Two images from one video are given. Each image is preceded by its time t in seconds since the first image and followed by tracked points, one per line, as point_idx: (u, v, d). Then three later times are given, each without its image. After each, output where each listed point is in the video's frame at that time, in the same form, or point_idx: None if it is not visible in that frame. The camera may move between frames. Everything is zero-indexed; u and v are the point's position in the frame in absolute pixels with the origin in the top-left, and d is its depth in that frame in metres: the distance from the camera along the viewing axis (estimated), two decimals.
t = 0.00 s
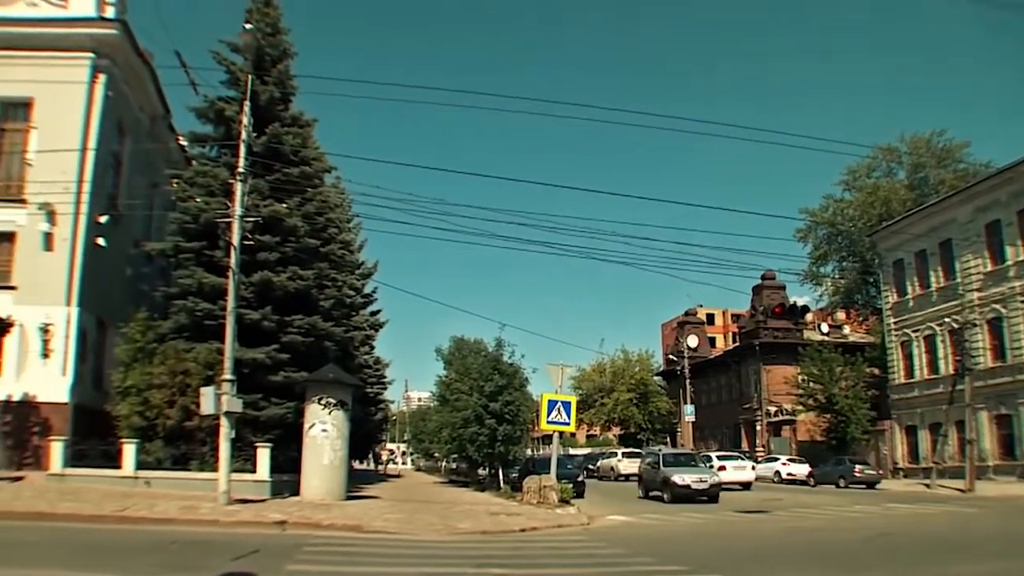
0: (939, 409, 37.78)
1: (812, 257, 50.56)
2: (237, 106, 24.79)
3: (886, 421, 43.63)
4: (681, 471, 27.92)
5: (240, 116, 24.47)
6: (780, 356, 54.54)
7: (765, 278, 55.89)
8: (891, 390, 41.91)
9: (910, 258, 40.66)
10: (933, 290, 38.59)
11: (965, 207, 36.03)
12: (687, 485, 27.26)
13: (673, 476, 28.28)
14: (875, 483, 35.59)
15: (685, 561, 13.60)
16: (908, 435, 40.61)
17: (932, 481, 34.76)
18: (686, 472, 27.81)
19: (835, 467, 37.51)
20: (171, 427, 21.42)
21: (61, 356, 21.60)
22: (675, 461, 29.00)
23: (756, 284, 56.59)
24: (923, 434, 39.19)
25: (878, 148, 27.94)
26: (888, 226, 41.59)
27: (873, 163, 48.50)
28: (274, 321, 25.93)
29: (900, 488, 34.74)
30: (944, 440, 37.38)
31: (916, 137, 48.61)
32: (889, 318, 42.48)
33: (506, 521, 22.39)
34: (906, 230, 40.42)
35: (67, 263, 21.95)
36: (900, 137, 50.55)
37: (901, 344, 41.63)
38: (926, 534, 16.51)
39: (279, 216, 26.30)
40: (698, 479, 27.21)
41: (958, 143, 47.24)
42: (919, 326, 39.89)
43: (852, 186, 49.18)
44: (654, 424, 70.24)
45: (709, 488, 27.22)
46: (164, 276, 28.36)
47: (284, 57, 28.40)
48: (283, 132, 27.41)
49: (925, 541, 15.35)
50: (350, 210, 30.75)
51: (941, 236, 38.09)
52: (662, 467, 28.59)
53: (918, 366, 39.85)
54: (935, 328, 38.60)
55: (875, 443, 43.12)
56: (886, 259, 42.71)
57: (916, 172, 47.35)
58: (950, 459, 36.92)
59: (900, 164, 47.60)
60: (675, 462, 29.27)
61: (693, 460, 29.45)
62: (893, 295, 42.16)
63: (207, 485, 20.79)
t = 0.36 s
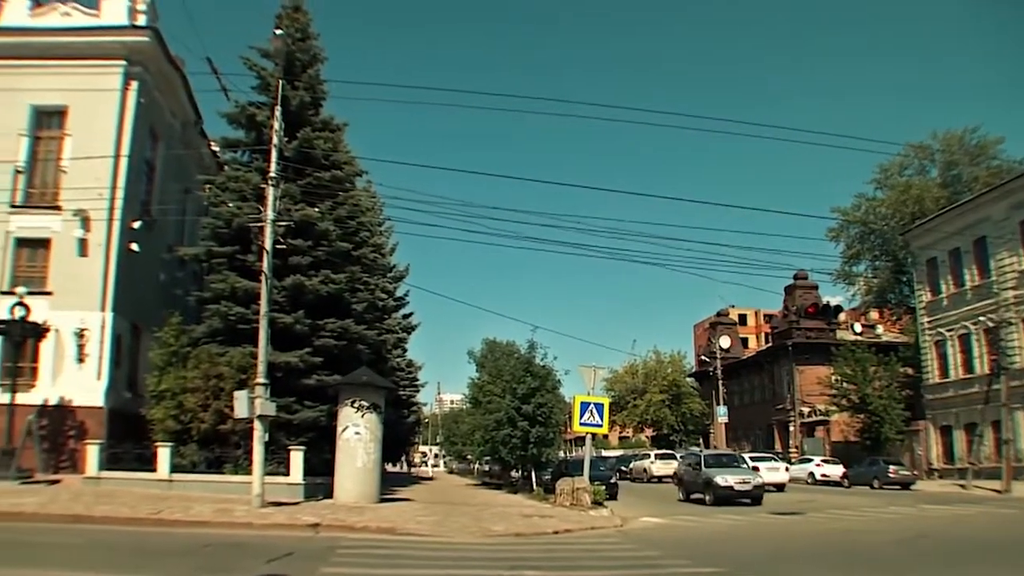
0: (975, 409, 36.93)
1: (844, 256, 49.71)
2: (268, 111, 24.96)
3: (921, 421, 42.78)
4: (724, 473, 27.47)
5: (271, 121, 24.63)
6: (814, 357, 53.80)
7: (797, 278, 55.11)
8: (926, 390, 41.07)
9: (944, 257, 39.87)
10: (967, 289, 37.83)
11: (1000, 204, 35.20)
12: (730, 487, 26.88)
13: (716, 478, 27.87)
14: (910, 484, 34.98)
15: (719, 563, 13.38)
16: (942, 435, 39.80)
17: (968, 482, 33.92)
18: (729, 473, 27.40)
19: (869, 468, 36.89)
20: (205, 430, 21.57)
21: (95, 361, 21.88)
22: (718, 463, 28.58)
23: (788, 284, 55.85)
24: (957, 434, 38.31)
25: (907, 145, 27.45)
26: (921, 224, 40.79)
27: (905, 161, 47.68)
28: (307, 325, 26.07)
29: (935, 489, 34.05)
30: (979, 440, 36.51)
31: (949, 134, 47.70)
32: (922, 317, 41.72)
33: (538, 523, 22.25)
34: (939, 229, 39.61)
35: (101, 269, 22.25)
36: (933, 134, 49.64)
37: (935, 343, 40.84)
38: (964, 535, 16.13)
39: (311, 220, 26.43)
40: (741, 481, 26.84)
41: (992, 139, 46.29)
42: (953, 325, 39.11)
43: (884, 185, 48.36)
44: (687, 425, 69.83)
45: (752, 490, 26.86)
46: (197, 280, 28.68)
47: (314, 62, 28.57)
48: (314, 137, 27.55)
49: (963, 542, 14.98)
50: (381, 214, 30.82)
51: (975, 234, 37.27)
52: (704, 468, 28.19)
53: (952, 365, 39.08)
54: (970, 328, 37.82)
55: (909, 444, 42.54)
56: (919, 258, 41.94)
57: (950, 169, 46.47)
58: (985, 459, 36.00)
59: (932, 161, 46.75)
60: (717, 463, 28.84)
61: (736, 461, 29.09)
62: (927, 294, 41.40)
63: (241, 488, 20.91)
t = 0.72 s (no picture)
0: (1010, 410, 36.09)
1: (875, 256, 48.82)
2: (298, 116, 25.09)
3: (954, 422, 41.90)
4: (761, 474, 27.10)
5: (301, 126, 24.77)
6: (846, 357, 53.04)
7: (829, 278, 54.33)
8: (959, 390, 40.27)
9: (977, 255, 39.09)
10: (1002, 288, 37.07)
11: None
12: (768, 488, 26.50)
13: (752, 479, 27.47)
14: (944, 486, 34.40)
15: (754, 565, 13.13)
16: (976, 436, 38.97)
17: (1004, 483, 33.13)
18: (767, 475, 27.02)
19: (902, 469, 36.29)
20: (237, 434, 21.74)
21: (129, 365, 22.14)
22: (755, 465, 28.16)
23: (820, 284, 55.08)
24: (992, 435, 37.44)
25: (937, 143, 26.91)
26: (953, 222, 39.96)
27: (936, 159, 46.81)
28: (338, 328, 26.18)
29: (971, 491, 33.36)
30: (1015, 441, 35.63)
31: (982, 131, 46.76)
32: (955, 317, 40.94)
33: (570, 526, 22.09)
34: (972, 227, 38.79)
35: (134, 275, 22.52)
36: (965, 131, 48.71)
37: (968, 343, 40.08)
38: (1002, 538, 15.74)
39: (342, 225, 26.54)
40: (779, 483, 26.45)
41: None
42: (987, 324, 38.33)
43: (915, 183, 47.52)
44: (719, 427, 69.28)
45: (790, 492, 26.49)
46: (229, 285, 28.95)
47: (342, 67, 28.71)
48: (344, 141, 27.66)
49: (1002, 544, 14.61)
50: (411, 217, 30.86)
51: (1008, 232, 36.47)
52: (741, 470, 27.82)
53: (986, 365, 38.30)
54: (1005, 327, 37.05)
55: (943, 445, 41.47)
56: (951, 257, 41.14)
57: (983, 167, 45.58)
58: (1021, 460, 35.08)
59: (964, 159, 45.86)
60: (754, 465, 28.44)
61: (772, 462, 28.65)
62: (960, 293, 40.67)
63: (273, 491, 20.99)
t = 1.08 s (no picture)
0: None
1: (907, 256, 47.63)
2: (327, 122, 25.20)
3: (989, 424, 41.04)
4: (797, 477, 26.75)
5: (330, 132, 24.89)
6: (878, 359, 52.19)
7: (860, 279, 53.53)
8: (994, 391, 39.46)
9: (1012, 255, 38.25)
10: None
11: None
12: (803, 492, 26.12)
13: (788, 482, 27.11)
14: (980, 489, 33.65)
15: (789, 569, 12.90)
16: (1011, 438, 38.12)
17: None
18: (802, 478, 26.65)
19: (936, 472, 35.66)
20: (270, 439, 21.84)
21: (162, 371, 22.36)
22: (791, 468, 27.76)
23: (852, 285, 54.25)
24: None
25: (969, 141, 26.32)
26: (986, 221, 39.11)
27: (968, 157, 45.90)
28: (369, 334, 26.24)
29: (1008, 494, 32.65)
30: None
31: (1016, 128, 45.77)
32: (989, 317, 40.10)
33: (603, 530, 21.89)
34: (1006, 227, 37.95)
35: (166, 282, 22.77)
36: (997, 129, 47.72)
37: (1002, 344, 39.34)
38: None
39: (372, 230, 26.61)
40: (815, 486, 26.06)
41: None
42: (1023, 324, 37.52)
43: (946, 183, 46.60)
44: (751, 430, 68.53)
45: (827, 495, 26.04)
46: (260, 291, 29.20)
47: (371, 73, 28.80)
48: (374, 147, 27.75)
49: None
50: (441, 222, 30.88)
51: None
52: (775, 473, 27.48)
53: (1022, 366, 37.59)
54: None
55: (977, 447, 40.72)
56: (984, 257, 40.26)
57: (1017, 164, 44.62)
58: None
59: (998, 157, 44.94)
60: (789, 468, 28.07)
61: (807, 466, 28.21)
62: (993, 293, 39.86)
63: (305, 496, 21.06)
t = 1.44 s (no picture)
0: None
1: (939, 258, 46.35)
2: (358, 129, 25.32)
3: None
4: (832, 481, 26.24)
5: (361, 140, 25.02)
6: (911, 361, 51.19)
7: (893, 281, 52.70)
8: None
9: None
10: None
11: None
12: (839, 496, 25.66)
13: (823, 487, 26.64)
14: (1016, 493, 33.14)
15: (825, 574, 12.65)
16: None
17: None
18: (838, 482, 26.12)
19: (972, 476, 35.10)
20: (303, 445, 21.93)
21: (195, 378, 22.57)
22: (825, 473, 27.29)
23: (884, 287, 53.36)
24: None
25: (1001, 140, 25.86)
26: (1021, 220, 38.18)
27: (1001, 157, 44.97)
28: (402, 340, 26.29)
29: None
30: None
31: None
32: None
33: (636, 535, 21.68)
34: None
35: (200, 290, 23.00)
36: None
37: None
38: None
39: (403, 236, 26.69)
40: (851, 490, 25.53)
41: None
42: None
43: (980, 183, 45.55)
44: (784, 434, 67.53)
45: (863, 500, 25.58)
46: (291, 298, 29.41)
47: (401, 80, 28.90)
48: (404, 154, 27.85)
49: None
50: (472, 228, 30.91)
51: None
52: (810, 477, 27.09)
53: None
54: None
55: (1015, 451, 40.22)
56: (1018, 257, 39.23)
57: None
58: None
59: None
60: (824, 472, 27.65)
61: (843, 471, 27.72)
62: None
63: (338, 502, 21.11)
